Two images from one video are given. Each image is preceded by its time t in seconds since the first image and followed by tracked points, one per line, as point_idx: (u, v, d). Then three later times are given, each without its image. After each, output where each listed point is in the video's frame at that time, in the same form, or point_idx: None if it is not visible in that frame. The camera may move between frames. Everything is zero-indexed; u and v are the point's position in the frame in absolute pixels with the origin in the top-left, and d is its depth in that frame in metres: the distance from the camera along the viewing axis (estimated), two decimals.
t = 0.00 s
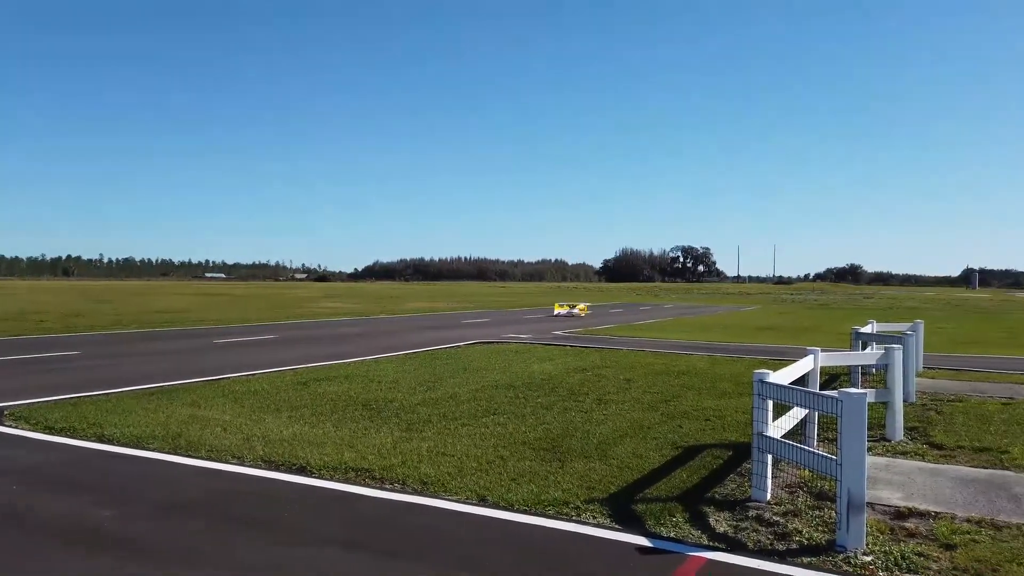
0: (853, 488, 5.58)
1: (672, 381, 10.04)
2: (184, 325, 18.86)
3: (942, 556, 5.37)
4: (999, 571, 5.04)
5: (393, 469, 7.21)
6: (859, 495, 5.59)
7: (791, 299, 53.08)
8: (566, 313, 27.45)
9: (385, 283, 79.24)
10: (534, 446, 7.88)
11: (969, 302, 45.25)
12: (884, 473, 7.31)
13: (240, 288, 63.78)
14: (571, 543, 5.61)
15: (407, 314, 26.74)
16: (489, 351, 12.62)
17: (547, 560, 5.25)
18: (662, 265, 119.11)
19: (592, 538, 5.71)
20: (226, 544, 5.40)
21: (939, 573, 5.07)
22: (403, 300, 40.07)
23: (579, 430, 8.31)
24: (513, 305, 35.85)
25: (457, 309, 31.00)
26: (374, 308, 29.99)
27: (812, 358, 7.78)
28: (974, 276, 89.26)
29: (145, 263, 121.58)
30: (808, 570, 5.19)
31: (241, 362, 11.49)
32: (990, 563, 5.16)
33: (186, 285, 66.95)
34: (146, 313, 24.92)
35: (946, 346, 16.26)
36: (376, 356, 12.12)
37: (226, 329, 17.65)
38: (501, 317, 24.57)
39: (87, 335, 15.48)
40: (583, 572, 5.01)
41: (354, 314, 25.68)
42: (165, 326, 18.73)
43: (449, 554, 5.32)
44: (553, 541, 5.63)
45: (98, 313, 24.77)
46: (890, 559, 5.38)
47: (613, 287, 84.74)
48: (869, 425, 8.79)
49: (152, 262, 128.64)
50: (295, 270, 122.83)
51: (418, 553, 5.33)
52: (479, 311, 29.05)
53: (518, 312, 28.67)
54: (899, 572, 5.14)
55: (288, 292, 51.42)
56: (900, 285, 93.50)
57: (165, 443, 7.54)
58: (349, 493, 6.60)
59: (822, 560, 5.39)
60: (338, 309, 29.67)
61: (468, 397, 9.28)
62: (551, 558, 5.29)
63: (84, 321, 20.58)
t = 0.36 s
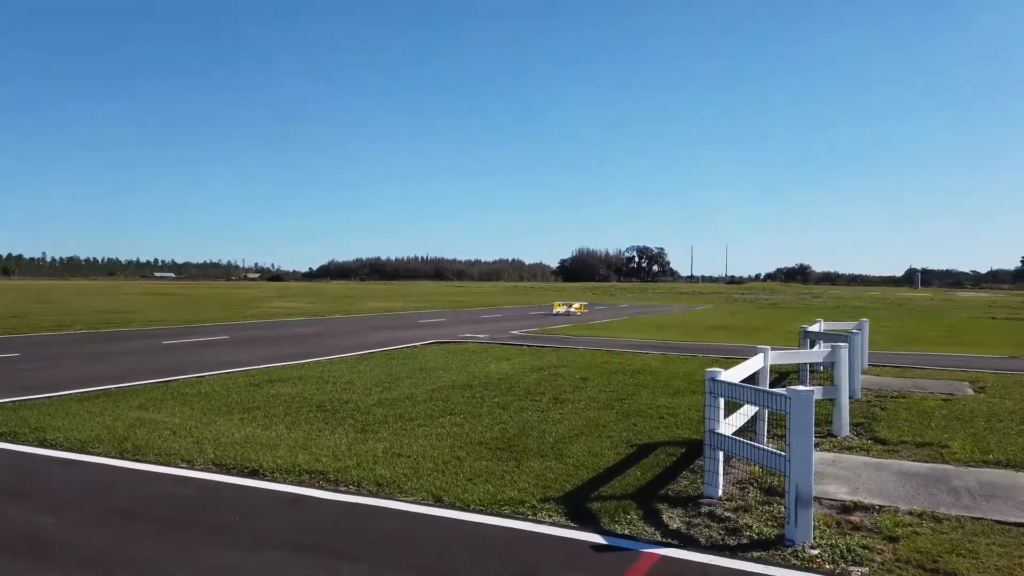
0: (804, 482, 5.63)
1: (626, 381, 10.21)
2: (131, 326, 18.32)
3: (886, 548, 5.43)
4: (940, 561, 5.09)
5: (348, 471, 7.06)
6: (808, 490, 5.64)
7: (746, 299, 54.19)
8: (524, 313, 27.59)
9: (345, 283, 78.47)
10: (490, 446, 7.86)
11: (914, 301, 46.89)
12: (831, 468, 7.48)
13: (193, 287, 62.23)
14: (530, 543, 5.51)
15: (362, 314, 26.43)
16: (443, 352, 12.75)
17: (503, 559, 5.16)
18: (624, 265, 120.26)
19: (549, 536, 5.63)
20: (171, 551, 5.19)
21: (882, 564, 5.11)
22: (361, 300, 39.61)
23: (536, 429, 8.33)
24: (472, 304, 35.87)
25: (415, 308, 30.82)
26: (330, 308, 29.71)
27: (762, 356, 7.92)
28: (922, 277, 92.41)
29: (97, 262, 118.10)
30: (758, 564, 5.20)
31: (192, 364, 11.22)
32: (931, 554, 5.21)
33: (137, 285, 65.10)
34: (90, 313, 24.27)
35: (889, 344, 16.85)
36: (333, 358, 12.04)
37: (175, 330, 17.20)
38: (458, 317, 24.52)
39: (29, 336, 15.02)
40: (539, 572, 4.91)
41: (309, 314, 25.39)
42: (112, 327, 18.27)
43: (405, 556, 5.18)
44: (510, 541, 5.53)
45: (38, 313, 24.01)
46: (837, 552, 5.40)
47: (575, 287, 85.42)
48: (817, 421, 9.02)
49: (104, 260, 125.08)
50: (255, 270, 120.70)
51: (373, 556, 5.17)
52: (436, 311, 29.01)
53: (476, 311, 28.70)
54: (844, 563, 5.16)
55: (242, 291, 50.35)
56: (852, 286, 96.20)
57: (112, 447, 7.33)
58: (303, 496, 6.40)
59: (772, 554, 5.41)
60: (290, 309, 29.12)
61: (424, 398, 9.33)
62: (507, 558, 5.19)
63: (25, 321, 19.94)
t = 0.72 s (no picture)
0: (763, 479, 5.62)
1: (591, 382, 10.37)
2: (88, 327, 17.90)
3: (843, 543, 5.50)
4: (895, 555, 5.18)
5: (312, 473, 6.90)
6: (767, 486, 5.62)
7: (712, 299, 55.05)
8: (489, 313, 27.71)
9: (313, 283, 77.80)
10: (456, 446, 7.83)
11: (872, 302, 48.19)
12: (791, 465, 7.61)
13: (156, 288, 60.95)
14: (497, 542, 5.39)
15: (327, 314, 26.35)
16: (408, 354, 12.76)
17: (468, 557, 5.04)
18: (594, 265, 121.08)
19: (514, 535, 5.54)
20: (124, 553, 4.96)
21: (840, 558, 5.17)
22: (327, 300, 39.28)
23: (501, 429, 8.35)
24: (439, 305, 35.88)
25: (382, 309, 30.69)
26: (295, 308, 29.46)
27: (725, 355, 8.04)
28: (881, 277, 94.82)
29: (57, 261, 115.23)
30: (720, 560, 5.19)
31: (152, 367, 11.00)
32: (886, 548, 5.30)
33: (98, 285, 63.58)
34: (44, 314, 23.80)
35: (847, 343, 17.30)
36: (298, 360, 11.96)
37: (135, 331, 16.83)
38: (425, 318, 24.48)
39: None
40: (504, 571, 4.81)
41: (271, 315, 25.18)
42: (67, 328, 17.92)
43: (369, 555, 5.02)
44: (476, 540, 5.42)
45: None
46: (796, 547, 5.44)
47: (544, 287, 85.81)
48: (777, 419, 9.20)
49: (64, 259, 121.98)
50: (221, 269, 118.91)
51: (338, 556, 5.00)
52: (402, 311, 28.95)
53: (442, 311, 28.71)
54: (803, 559, 5.20)
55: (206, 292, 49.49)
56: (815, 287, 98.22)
57: (67, 452, 7.14)
58: (265, 499, 6.19)
59: (734, 550, 5.41)
60: (255, 309, 28.98)
61: (389, 399, 9.39)
62: (472, 556, 5.07)
63: None
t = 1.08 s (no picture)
0: (730, 476, 5.68)
1: (561, 383, 10.49)
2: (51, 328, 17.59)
3: (807, 538, 5.58)
4: (857, 549, 5.28)
5: (280, 475, 6.84)
6: (733, 483, 5.69)
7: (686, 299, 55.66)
8: (462, 313, 27.74)
9: (287, 282, 77.06)
10: (426, 446, 7.83)
11: (840, 302, 49.10)
12: (758, 462, 7.72)
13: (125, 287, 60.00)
14: (464, 542, 5.38)
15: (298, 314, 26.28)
16: (379, 354, 12.74)
17: (434, 559, 5.03)
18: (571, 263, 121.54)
19: (483, 535, 5.55)
20: (83, 558, 4.88)
21: (804, 554, 5.24)
22: (299, 301, 39.11)
23: (471, 429, 8.38)
24: (413, 305, 35.83)
25: (354, 309, 30.60)
26: (265, 309, 29.19)
27: (692, 354, 8.12)
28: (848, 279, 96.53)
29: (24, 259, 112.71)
30: (687, 557, 5.22)
31: (118, 368, 10.84)
32: (849, 543, 5.40)
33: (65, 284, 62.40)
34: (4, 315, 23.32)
35: (814, 342, 17.63)
36: (268, 360, 11.88)
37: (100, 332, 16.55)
38: (398, 318, 24.45)
39: None
40: (471, 571, 4.82)
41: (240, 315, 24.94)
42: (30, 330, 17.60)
43: (335, 558, 4.99)
44: (444, 541, 5.40)
45: None
46: (761, 543, 5.51)
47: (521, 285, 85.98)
48: (745, 417, 9.34)
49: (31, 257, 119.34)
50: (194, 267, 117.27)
51: (303, 559, 4.96)
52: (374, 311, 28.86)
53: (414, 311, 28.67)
54: (768, 554, 5.26)
55: (176, 292, 48.78)
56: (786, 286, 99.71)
57: (27, 455, 7.00)
58: (231, 501, 6.13)
59: (700, 548, 5.45)
60: (224, 309, 29.00)
61: (359, 400, 9.40)
62: (439, 557, 5.06)
63: None
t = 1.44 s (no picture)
0: (714, 475, 5.72)
1: (546, 383, 10.52)
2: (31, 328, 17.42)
3: (789, 536, 5.63)
4: (838, 546, 5.33)
5: (263, 475, 6.79)
6: (717, 481, 5.73)
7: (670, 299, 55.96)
8: (446, 313, 27.74)
9: (271, 282, 76.62)
10: (411, 446, 7.82)
11: (823, 301, 49.58)
12: (740, 461, 7.77)
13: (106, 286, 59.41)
14: (448, 542, 5.38)
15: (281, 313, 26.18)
16: (363, 355, 12.71)
17: (418, 559, 5.02)
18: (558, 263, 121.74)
19: (467, 535, 5.54)
20: (61, 560, 4.82)
21: (786, 551, 5.29)
22: (282, 301, 38.97)
23: (456, 429, 8.38)
24: (398, 305, 35.77)
25: (338, 309, 30.54)
26: (248, 309, 29.02)
27: (676, 354, 8.16)
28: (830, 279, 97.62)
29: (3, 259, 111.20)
30: (671, 556, 5.25)
31: (98, 369, 10.73)
32: (830, 540, 5.45)
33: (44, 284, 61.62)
34: None
35: (796, 341, 17.80)
36: (252, 361, 11.83)
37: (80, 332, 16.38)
38: (382, 317, 24.43)
39: None
40: (455, 571, 4.82)
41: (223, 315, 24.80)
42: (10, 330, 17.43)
43: (317, 559, 4.97)
44: (428, 541, 5.39)
45: None
46: (744, 541, 5.55)
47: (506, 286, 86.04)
48: (728, 416, 9.41)
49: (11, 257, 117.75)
50: (178, 267, 116.22)
51: (286, 560, 4.92)
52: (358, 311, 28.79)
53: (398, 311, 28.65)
54: (750, 552, 5.31)
55: (158, 292, 48.37)
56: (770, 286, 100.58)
57: (6, 457, 6.92)
58: (212, 503, 6.08)
59: (684, 546, 5.49)
60: (205, 309, 28.90)
61: (343, 401, 9.38)
62: (423, 558, 5.05)
63: None
